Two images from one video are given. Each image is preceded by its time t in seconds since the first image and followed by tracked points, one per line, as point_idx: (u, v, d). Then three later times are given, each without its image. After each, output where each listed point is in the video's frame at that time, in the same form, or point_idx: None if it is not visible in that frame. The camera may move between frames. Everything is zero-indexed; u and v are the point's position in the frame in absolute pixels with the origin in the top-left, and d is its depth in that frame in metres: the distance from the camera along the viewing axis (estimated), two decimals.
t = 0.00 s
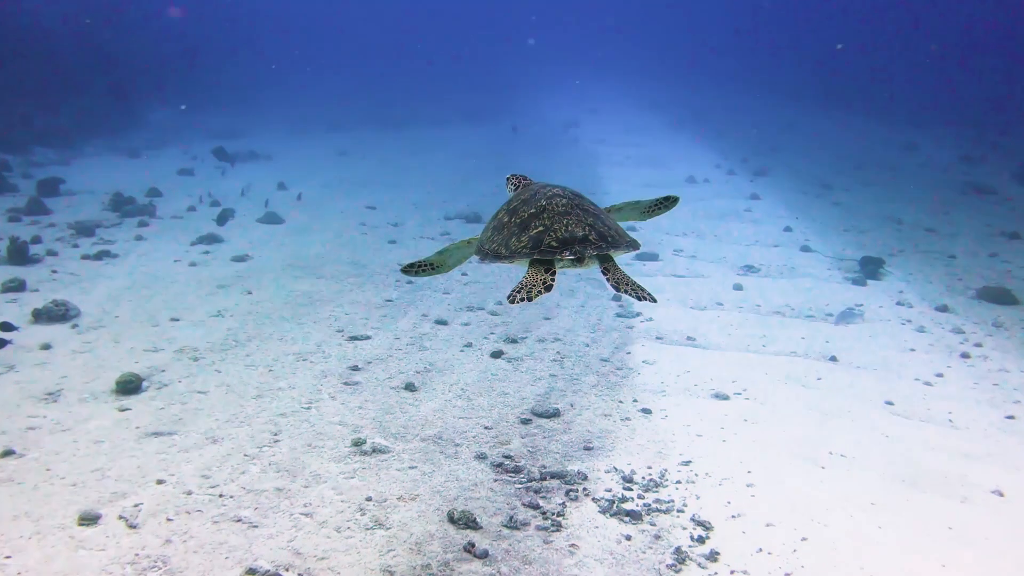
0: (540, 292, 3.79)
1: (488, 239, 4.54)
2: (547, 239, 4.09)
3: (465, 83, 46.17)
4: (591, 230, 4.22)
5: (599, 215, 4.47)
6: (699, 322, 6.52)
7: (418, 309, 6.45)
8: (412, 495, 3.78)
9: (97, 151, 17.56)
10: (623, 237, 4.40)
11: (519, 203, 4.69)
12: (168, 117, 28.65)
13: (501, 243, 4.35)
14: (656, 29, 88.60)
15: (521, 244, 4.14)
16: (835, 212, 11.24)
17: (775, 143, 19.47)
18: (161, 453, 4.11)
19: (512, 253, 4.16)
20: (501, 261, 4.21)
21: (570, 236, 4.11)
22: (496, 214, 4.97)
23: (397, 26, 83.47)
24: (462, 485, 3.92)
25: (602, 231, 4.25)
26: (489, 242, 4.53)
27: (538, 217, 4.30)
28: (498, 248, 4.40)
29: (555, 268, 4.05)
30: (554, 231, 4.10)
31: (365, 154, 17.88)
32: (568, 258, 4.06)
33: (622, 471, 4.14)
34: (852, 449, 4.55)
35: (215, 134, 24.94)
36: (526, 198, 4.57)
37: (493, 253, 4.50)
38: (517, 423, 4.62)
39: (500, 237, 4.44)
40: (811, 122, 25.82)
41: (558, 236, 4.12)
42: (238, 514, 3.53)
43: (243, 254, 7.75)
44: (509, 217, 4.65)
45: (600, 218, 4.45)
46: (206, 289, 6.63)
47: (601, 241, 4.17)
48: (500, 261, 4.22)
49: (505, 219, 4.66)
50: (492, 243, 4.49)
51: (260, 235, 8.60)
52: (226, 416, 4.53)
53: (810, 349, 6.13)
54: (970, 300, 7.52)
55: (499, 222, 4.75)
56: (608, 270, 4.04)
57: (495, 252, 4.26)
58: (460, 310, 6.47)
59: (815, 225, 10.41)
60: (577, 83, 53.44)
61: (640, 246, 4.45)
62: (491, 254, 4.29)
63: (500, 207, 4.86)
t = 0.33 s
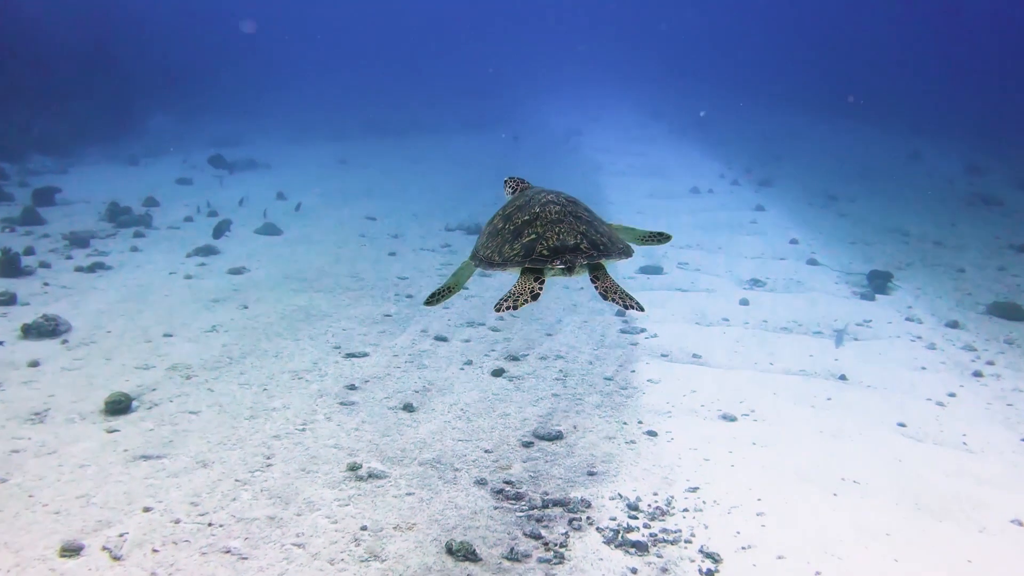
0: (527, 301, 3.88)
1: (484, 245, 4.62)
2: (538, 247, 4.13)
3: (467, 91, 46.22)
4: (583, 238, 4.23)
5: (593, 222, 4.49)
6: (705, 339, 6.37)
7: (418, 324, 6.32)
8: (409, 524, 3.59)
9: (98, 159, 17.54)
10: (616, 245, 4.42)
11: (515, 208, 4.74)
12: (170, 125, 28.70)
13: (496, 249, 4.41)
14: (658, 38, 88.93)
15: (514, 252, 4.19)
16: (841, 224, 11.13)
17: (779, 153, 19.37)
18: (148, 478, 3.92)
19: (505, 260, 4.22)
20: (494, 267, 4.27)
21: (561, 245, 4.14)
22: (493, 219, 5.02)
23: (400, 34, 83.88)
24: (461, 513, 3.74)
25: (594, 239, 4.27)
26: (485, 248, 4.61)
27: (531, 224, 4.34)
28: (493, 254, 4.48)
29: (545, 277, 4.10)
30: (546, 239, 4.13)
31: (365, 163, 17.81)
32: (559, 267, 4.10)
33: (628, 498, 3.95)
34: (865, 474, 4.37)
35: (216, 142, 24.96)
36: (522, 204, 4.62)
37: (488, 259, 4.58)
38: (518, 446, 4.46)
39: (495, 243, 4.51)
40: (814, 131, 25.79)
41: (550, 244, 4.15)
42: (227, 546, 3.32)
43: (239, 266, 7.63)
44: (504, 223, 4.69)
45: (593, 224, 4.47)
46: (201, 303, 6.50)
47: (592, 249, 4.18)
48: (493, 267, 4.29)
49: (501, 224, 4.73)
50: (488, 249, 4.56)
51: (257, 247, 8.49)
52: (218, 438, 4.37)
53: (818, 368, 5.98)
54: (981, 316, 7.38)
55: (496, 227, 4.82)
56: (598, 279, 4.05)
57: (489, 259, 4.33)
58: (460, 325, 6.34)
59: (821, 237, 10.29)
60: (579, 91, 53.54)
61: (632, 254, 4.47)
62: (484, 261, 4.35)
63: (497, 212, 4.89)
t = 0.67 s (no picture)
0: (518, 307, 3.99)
1: (477, 250, 4.70)
2: (528, 252, 4.21)
3: (469, 100, 46.29)
4: (572, 243, 4.32)
5: (583, 227, 4.57)
6: (712, 357, 6.20)
7: (417, 341, 6.16)
8: (404, 557, 3.34)
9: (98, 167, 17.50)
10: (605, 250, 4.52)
11: (507, 213, 4.81)
12: (172, 133, 28.73)
13: (488, 254, 4.49)
14: (660, 47, 89.24)
15: (505, 257, 4.28)
16: (847, 236, 10.98)
17: (783, 163, 19.27)
18: (133, 506, 3.70)
19: (496, 265, 4.30)
20: (487, 272, 4.36)
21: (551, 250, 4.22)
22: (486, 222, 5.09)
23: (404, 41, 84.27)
24: (460, 546, 3.49)
25: (584, 244, 4.35)
26: (478, 252, 4.69)
27: (523, 229, 4.42)
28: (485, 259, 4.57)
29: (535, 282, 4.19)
30: (536, 245, 4.21)
31: (366, 171, 17.73)
32: (548, 272, 4.20)
33: (634, 529, 3.70)
34: (881, 504, 4.15)
35: (218, 150, 24.94)
36: (514, 209, 4.69)
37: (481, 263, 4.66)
38: (520, 473, 4.27)
39: (487, 248, 4.59)
40: (818, 141, 25.69)
41: (540, 249, 4.23)
42: None
43: (235, 278, 7.50)
44: (497, 228, 4.76)
45: (583, 230, 4.55)
46: (195, 318, 6.35)
47: (582, 255, 4.27)
48: (485, 272, 4.38)
49: (494, 228, 4.80)
50: (480, 254, 4.64)
51: (255, 259, 8.36)
52: (207, 462, 4.18)
53: (829, 388, 5.80)
54: (995, 333, 7.21)
55: (489, 232, 4.89)
56: (586, 285, 4.15)
57: (481, 264, 4.42)
58: (460, 342, 6.18)
59: (828, 250, 10.13)
60: (581, 99, 53.59)
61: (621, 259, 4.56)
62: (477, 266, 4.44)
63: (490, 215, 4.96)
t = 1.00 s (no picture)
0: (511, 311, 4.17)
1: (471, 253, 4.83)
2: (520, 255, 4.34)
3: (471, 105, 46.31)
4: (564, 246, 4.43)
5: (575, 229, 4.68)
6: (718, 373, 6.03)
7: (416, 356, 6.00)
8: None
9: (97, 173, 17.35)
10: (597, 252, 4.62)
11: (500, 216, 4.92)
12: (173, 139, 28.63)
13: (482, 257, 4.62)
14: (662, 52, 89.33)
15: (497, 261, 4.40)
16: (854, 246, 10.82)
17: (787, 170, 19.15)
18: (117, 533, 3.48)
19: (489, 268, 4.43)
20: (480, 276, 4.49)
21: (542, 253, 4.34)
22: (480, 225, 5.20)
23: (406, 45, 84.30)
24: None
25: (575, 247, 4.46)
26: (472, 255, 4.81)
27: (515, 233, 4.53)
28: (479, 262, 4.70)
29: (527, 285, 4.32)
30: (528, 248, 4.33)
31: (367, 178, 17.61)
32: (540, 275, 4.32)
33: (641, 560, 3.47)
34: (900, 533, 3.92)
35: (218, 155, 24.82)
36: (506, 213, 4.80)
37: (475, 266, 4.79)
38: (522, 498, 4.07)
39: (481, 251, 4.71)
40: (821, 148, 25.56)
41: (532, 253, 4.36)
42: None
43: (231, 289, 7.36)
44: (490, 231, 4.89)
45: (575, 232, 4.66)
46: (189, 331, 6.19)
47: (573, 257, 4.39)
48: (479, 276, 4.52)
49: (488, 232, 4.93)
50: (474, 257, 4.77)
51: (252, 268, 8.24)
52: (197, 486, 3.98)
53: (839, 407, 5.63)
54: (1008, 348, 7.04)
55: (483, 235, 5.01)
56: (576, 286, 4.29)
57: (475, 268, 4.55)
58: (460, 357, 6.02)
59: (835, 261, 9.97)
60: (583, 105, 53.52)
61: (612, 261, 4.66)
62: (470, 270, 4.58)
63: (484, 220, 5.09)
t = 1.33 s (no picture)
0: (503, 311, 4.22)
1: (465, 255, 4.94)
2: (511, 256, 4.42)
3: (473, 109, 46.25)
4: (556, 245, 4.50)
5: (568, 230, 4.75)
6: (725, 387, 5.88)
7: (415, 367, 5.86)
8: None
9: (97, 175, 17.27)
10: (590, 252, 4.67)
11: (495, 219, 5.04)
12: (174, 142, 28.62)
13: (476, 259, 4.72)
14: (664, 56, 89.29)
15: (489, 261, 4.50)
16: (861, 255, 10.67)
17: (792, 176, 19.01)
18: (103, 556, 3.31)
19: (482, 270, 4.53)
20: (474, 277, 4.59)
21: (534, 253, 4.42)
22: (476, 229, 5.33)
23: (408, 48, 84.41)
24: None
25: (567, 247, 4.53)
26: (466, 258, 4.93)
27: (507, 234, 4.64)
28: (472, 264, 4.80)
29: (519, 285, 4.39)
30: (519, 248, 4.41)
31: (368, 181, 17.52)
32: (532, 274, 4.38)
33: None
34: (916, 557, 3.73)
35: (219, 158, 24.76)
36: (500, 215, 4.92)
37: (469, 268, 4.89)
38: (524, 519, 3.89)
39: (475, 253, 4.82)
40: (826, 153, 25.40)
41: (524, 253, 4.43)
42: None
43: (227, 296, 7.24)
44: (484, 234, 5.01)
45: (568, 232, 4.73)
46: (183, 339, 6.07)
47: (564, 256, 4.44)
48: (473, 277, 4.62)
49: (482, 235, 5.04)
50: (468, 259, 4.88)
51: (249, 274, 8.12)
52: (187, 505, 3.81)
53: (849, 422, 5.46)
54: (1021, 361, 6.88)
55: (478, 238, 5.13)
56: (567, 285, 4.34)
57: (468, 269, 4.65)
58: (460, 368, 5.89)
59: (842, 269, 9.83)
60: (585, 109, 53.45)
61: (606, 260, 4.71)
62: (464, 272, 4.68)
63: (480, 223, 5.20)
